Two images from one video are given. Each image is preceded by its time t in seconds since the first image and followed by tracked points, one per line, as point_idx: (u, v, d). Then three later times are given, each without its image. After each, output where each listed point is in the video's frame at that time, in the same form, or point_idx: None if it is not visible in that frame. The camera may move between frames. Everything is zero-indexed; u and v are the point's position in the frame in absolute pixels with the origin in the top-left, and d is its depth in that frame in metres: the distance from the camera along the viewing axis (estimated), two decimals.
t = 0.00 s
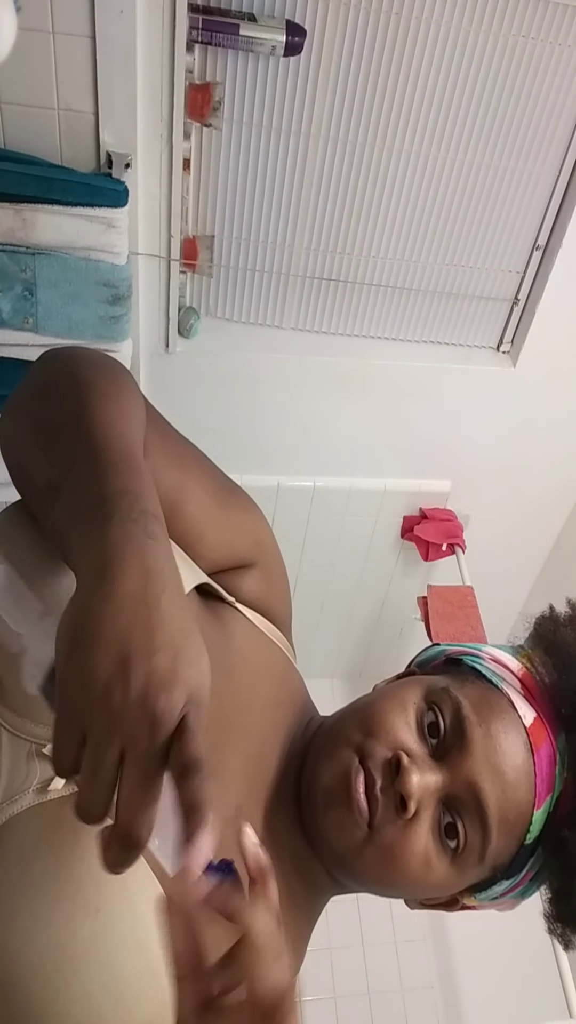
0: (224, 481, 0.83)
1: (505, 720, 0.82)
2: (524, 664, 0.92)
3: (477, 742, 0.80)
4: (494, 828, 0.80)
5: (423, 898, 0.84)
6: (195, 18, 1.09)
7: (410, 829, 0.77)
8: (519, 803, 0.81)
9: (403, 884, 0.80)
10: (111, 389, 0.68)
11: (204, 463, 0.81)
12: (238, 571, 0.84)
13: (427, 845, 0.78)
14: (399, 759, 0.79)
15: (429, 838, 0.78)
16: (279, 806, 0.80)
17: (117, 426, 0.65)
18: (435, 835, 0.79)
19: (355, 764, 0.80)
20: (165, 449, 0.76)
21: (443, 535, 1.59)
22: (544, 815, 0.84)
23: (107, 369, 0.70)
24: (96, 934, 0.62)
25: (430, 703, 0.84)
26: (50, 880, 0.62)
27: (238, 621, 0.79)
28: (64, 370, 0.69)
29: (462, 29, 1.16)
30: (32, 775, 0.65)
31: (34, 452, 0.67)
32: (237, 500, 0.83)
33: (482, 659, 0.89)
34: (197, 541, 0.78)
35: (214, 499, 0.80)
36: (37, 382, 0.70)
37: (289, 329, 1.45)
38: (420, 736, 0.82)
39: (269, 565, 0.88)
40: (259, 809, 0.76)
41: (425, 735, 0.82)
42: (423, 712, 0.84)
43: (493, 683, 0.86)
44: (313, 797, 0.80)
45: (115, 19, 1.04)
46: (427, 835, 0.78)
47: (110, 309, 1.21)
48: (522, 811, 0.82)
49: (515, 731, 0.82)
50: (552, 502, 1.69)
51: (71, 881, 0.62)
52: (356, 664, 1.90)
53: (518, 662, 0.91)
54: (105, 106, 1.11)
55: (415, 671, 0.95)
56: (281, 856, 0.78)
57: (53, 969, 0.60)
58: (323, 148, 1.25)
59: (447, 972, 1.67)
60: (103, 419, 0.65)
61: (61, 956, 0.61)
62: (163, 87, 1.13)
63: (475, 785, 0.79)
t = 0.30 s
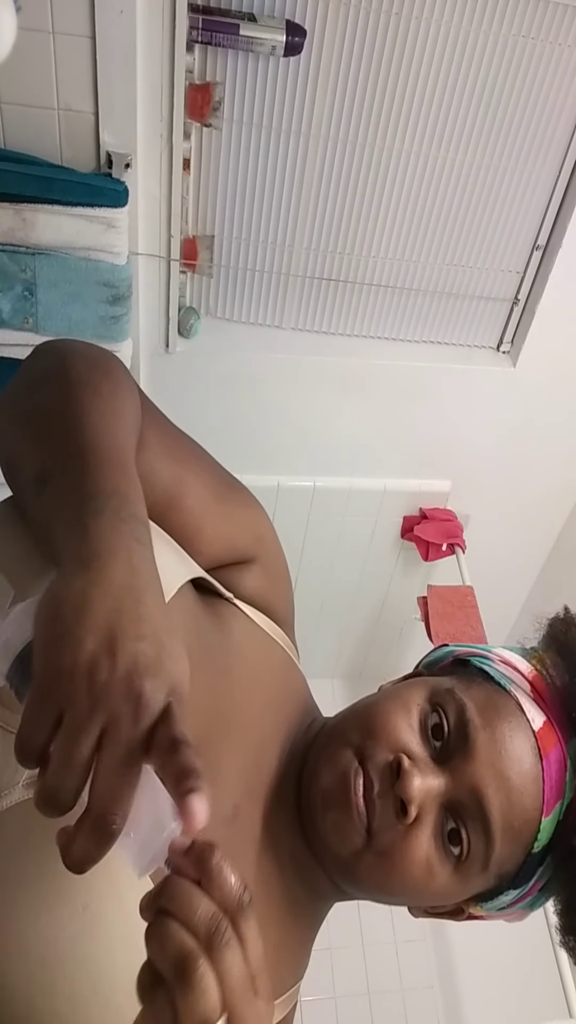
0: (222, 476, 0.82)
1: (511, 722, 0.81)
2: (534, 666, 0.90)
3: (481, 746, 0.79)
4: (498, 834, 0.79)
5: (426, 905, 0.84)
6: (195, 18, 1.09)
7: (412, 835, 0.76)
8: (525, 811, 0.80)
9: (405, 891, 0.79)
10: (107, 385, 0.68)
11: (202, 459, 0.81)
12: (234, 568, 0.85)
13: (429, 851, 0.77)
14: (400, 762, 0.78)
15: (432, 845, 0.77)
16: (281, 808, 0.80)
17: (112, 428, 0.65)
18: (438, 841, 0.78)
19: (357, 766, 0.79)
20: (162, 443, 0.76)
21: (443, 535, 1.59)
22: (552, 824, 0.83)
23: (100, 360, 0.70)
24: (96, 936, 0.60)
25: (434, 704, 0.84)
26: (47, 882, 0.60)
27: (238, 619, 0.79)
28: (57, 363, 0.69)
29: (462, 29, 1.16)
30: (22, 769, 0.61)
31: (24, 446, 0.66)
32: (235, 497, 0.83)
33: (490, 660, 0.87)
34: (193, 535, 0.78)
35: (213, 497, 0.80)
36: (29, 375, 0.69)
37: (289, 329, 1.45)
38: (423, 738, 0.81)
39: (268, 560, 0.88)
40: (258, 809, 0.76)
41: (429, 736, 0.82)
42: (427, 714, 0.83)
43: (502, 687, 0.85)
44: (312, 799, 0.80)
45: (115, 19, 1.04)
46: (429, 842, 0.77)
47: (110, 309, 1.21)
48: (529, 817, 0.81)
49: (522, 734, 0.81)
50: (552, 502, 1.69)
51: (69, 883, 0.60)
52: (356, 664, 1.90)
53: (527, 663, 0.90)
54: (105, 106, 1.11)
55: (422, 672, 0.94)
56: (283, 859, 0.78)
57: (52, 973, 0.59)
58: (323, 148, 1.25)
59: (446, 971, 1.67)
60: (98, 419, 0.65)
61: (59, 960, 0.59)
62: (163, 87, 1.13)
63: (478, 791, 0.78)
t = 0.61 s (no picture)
0: (216, 461, 0.83)
1: (520, 715, 0.80)
2: (545, 658, 0.89)
3: (489, 741, 0.78)
4: (506, 832, 0.78)
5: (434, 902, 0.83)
6: (195, 18, 1.09)
7: (417, 831, 0.76)
8: (534, 808, 0.79)
9: (412, 888, 0.78)
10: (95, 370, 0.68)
11: (197, 446, 0.80)
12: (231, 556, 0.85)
13: (436, 848, 0.77)
14: (405, 757, 0.77)
15: (438, 842, 0.77)
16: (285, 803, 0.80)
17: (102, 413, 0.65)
18: (444, 838, 0.77)
19: (363, 759, 0.79)
20: (156, 433, 0.75)
21: (443, 535, 1.59)
22: (563, 820, 0.82)
23: (84, 344, 0.70)
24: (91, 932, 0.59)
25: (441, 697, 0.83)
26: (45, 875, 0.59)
27: (234, 608, 0.79)
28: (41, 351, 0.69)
29: (462, 29, 1.16)
30: (9, 761, 0.61)
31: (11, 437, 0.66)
32: (231, 483, 0.83)
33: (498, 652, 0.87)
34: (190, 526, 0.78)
35: (210, 486, 0.80)
36: (15, 364, 0.69)
37: (289, 329, 1.45)
38: (429, 732, 0.81)
39: (266, 548, 0.88)
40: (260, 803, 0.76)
41: (436, 731, 0.81)
42: (435, 708, 0.83)
43: (511, 679, 0.84)
44: (318, 794, 0.80)
45: (115, 20, 1.05)
46: (435, 838, 0.76)
47: (110, 308, 1.21)
48: (539, 815, 0.80)
49: (533, 728, 0.80)
50: (552, 501, 1.69)
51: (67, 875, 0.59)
52: (356, 664, 1.90)
53: (538, 655, 0.89)
54: (105, 106, 1.11)
55: (429, 664, 0.93)
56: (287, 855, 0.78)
57: (42, 969, 0.57)
58: (323, 148, 1.25)
59: (447, 972, 1.67)
60: (86, 403, 0.65)
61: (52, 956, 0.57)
62: (163, 87, 1.13)
63: (486, 788, 0.77)
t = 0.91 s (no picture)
0: (226, 450, 0.75)
1: (524, 712, 0.74)
2: (552, 650, 0.81)
3: (490, 735, 0.72)
4: (510, 832, 0.73)
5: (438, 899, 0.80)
6: (195, 18, 1.09)
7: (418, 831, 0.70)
8: (539, 806, 0.74)
9: (415, 885, 0.74)
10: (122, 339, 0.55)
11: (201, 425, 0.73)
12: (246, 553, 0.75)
13: (438, 848, 0.72)
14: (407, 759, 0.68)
15: (441, 841, 0.72)
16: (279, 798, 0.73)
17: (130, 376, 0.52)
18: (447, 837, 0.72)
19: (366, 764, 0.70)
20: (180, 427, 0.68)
21: (443, 535, 1.59)
22: (569, 819, 0.76)
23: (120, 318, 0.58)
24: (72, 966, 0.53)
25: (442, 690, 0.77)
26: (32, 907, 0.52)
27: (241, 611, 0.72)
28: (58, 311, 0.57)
29: (462, 29, 1.16)
30: None
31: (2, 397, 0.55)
32: (240, 468, 0.75)
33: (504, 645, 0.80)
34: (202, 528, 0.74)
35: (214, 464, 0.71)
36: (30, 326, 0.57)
37: (289, 329, 1.45)
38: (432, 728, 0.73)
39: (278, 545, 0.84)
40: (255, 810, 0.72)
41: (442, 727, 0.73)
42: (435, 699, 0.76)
43: (515, 673, 0.77)
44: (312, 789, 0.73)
45: (115, 20, 1.05)
46: (438, 838, 0.71)
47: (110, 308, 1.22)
48: (544, 814, 0.74)
49: (536, 724, 0.74)
50: (552, 501, 1.69)
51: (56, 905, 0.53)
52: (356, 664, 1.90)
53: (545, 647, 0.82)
54: (105, 106, 1.12)
55: (433, 654, 0.91)
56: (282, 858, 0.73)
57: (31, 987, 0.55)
58: (323, 148, 1.25)
59: (446, 972, 1.67)
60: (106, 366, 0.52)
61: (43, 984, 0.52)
62: (163, 87, 1.13)
63: (488, 785, 0.72)
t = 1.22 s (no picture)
0: (226, 447, 0.76)
1: (526, 725, 0.78)
2: (558, 661, 0.87)
3: (493, 755, 0.76)
4: (508, 849, 0.77)
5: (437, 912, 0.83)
6: (195, 18, 1.09)
7: (418, 851, 0.74)
8: (538, 825, 0.77)
9: (414, 899, 0.78)
10: (111, 383, 0.58)
11: (203, 429, 0.74)
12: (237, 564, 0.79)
13: (436, 866, 0.76)
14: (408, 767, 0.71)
15: (439, 860, 0.76)
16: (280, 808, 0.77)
17: (113, 430, 0.54)
18: (446, 852, 0.76)
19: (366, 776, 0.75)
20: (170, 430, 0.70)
21: (443, 535, 1.59)
22: (569, 836, 0.80)
23: (106, 336, 0.62)
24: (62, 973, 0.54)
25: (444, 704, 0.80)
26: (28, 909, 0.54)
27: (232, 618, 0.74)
28: (51, 347, 0.59)
29: (462, 29, 1.16)
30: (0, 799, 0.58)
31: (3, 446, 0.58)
32: (242, 475, 0.77)
33: (508, 658, 0.84)
34: (206, 527, 0.75)
35: (218, 481, 0.74)
36: (13, 357, 0.61)
37: (289, 329, 1.45)
38: (434, 743, 0.78)
39: (282, 548, 0.84)
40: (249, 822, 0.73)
41: (442, 742, 0.78)
42: (438, 715, 0.80)
43: (521, 686, 0.82)
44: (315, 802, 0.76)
45: (115, 19, 1.05)
46: (436, 857, 0.75)
47: (110, 308, 1.22)
48: (543, 830, 0.78)
49: (540, 739, 0.78)
50: (552, 502, 1.69)
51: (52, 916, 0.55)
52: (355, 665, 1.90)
53: (550, 660, 0.86)
54: (105, 107, 1.12)
55: (438, 660, 0.93)
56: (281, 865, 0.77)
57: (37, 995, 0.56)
58: (324, 148, 1.25)
59: (446, 972, 1.68)
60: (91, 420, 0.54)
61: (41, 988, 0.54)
62: (163, 86, 1.12)
63: (488, 807, 0.75)
